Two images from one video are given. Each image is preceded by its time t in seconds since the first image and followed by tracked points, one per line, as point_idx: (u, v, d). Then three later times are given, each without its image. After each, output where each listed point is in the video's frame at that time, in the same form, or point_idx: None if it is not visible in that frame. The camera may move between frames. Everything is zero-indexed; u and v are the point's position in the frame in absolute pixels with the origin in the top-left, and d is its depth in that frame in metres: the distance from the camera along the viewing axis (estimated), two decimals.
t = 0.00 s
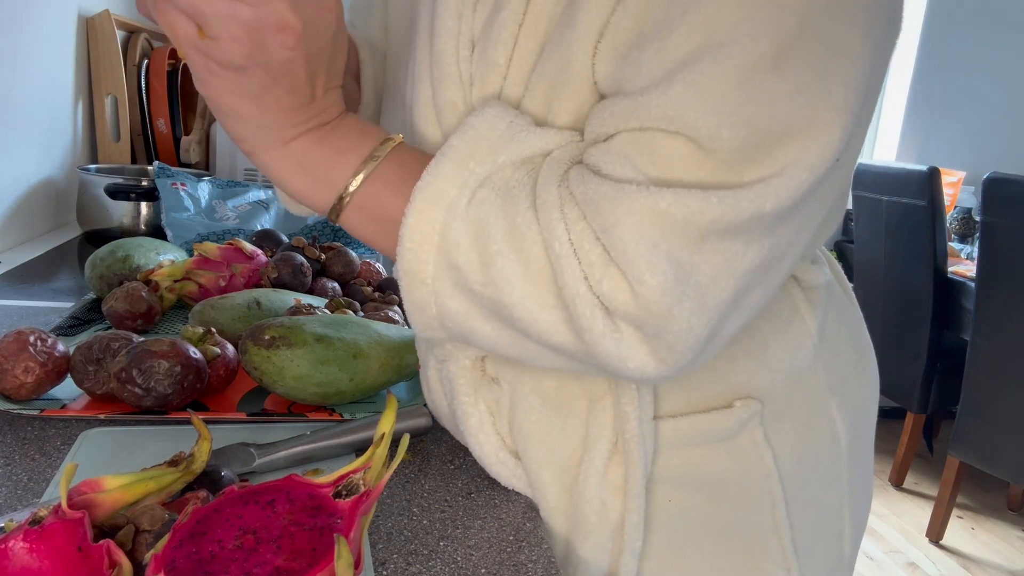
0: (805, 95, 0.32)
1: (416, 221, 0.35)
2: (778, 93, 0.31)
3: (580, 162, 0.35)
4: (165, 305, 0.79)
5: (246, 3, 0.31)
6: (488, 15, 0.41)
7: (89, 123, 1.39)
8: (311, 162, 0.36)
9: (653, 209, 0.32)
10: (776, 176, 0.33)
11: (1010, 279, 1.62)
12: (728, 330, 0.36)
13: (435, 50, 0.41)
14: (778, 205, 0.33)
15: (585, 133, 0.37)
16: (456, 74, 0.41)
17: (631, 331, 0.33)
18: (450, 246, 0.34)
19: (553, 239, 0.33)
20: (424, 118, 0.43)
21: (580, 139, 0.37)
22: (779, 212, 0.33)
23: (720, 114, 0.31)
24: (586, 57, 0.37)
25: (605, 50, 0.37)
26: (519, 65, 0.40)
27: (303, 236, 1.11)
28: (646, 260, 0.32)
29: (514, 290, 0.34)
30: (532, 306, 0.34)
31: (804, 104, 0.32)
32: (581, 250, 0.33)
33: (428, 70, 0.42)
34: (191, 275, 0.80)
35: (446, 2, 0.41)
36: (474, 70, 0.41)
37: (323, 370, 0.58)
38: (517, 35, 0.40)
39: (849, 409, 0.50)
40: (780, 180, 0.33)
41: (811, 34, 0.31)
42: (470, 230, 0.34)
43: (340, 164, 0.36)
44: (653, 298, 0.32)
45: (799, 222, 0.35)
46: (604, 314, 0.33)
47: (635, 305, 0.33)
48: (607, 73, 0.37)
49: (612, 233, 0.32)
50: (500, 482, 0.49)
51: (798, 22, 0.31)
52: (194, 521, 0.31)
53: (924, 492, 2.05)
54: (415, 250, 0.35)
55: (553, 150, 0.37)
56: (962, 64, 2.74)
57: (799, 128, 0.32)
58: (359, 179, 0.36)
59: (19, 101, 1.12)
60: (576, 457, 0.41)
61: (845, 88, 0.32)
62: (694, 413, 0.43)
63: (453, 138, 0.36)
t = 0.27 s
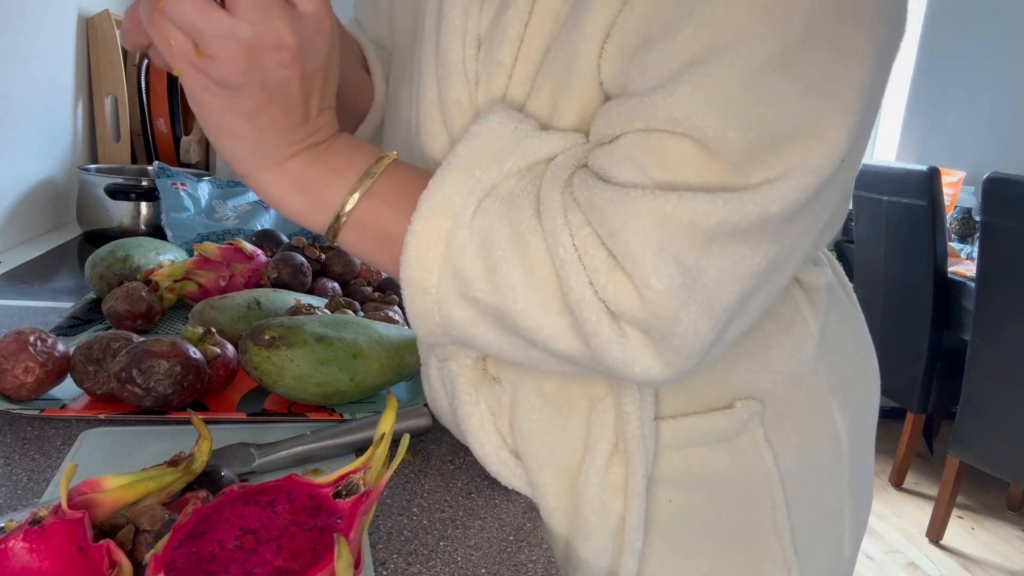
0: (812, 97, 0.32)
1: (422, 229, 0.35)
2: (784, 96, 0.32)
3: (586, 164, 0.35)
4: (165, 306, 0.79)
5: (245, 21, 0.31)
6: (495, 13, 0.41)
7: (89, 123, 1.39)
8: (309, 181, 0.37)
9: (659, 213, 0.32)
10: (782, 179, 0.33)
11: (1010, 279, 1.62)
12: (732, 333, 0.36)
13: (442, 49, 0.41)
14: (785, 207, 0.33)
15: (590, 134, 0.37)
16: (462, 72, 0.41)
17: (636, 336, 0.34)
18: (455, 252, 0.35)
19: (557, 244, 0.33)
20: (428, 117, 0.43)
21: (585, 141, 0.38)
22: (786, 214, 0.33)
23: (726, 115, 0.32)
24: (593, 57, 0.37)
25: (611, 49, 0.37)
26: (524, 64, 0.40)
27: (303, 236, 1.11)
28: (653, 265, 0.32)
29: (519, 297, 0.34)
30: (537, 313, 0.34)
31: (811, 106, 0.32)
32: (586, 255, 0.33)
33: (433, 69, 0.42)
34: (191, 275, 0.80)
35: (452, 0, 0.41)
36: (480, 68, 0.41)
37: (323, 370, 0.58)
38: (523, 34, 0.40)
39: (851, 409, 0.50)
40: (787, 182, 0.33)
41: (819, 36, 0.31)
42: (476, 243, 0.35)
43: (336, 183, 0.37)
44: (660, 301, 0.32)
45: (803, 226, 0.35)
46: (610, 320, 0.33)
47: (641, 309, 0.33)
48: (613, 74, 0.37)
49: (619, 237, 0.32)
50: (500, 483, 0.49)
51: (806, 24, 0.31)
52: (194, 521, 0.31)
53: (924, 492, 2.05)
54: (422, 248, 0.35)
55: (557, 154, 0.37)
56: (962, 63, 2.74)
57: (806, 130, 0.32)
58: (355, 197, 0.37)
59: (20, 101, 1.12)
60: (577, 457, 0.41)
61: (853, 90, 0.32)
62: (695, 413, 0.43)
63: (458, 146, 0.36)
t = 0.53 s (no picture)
0: (824, 97, 0.32)
1: (432, 232, 0.35)
2: (796, 97, 0.32)
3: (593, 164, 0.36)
4: (165, 306, 0.79)
5: (247, 36, 0.31)
6: (501, 13, 0.41)
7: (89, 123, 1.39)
8: (321, 185, 0.37)
9: (671, 216, 0.32)
10: (793, 180, 0.33)
11: (1010, 279, 1.62)
12: (739, 336, 0.36)
13: (448, 48, 0.41)
14: (796, 208, 0.33)
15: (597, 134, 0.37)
16: (469, 70, 0.41)
17: (646, 338, 0.34)
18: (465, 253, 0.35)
19: (566, 248, 0.33)
20: (433, 118, 0.43)
21: (592, 140, 0.38)
22: (797, 215, 0.33)
23: (737, 116, 0.32)
24: (601, 57, 0.37)
25: (619, 50, 0.37)
26: (530, 65, 0.40)
27: (303, 236, 1.11)
28: (664, 269, 0.32)
29: (529, 300, 0.34)
30: (547, 315, 0.34)
31: (822, 106, 0.32)
32: (595, 259, 0.33)
33: (438, 69, 0.42)
34: (191, 275, 0.80)
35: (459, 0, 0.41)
36: (486, 67, 0.41)
37: (323, 370, 0.58)
38: (530, 34, 0.40)
39: (852, 409, 0.50)
40: (798, 183, 0.33)
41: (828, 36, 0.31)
42: (486, 244, 0.35)
43: (349, 187, 0.38)
44: (669, 304, 0.32)
45: (813, 227, 0.36)
46: (618, 322, 0.34)
47: (650, 311, 0.33)
48: (621, 73, 0.37)
49: (629, 240, 0.32)
50: (500, 483, 0.49)
51: (816, 24, 0.31)
52: (194, 521, 0.31)
53: (924, 493, 2.05)
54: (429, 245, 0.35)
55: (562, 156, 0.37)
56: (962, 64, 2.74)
57: (817, 131, 0.32)
58: (367, 201, 0.38)
59: (20, 101, 1.12)
60: (579, 457, 0.41)
61: (861, 90, 0.32)
62: (696, 414, 0.43)
63: (466, 150, 0.36)
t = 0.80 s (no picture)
0: (828, 97, 0.32)
1: (440, 218, 0.35)
2: (800, 95, 0.32)
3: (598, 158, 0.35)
4: (166, 305, 0.79)
5: (247, 35, 0.31)
6: (502, 12, 0.41)
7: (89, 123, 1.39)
8: (339, 161, 0.37)
9: (676, 211, 0.32)
10: (797, 178, 0.33)
11: (1010, 279, 1.62)
12: (741, 335, 0.36)
13: (449, 47, 0.41)
14: (799, 207, 0.33)
15: (600, 132, 0.37)
16: (472, 69, 0.41)
17: (648, 331, 0.34)
18: (470, 241, 0.35)
19: (569, 239, 0.33)
20: (436, 117, 0.43)
21: (595, 137, 0.38)
22: (801, 213, 0.33)
23: (741, 114, 0.32)
24: (603, 57, 0.37)
25: (622, 49, 0.37)
26: (532, 65, 0.40)
27: (303, 236, 1.11)
28: (666, 261, 0.32)
29: (532, 288, 0.34)
30: (550, 306, 0.34)
31: (826, 105, 0.32)
32: (598, 251, 0.33)
33: (441, 68, 0.42)
34: (191, 275, 0.80)
35: None
36: (489, 65, 0.41)
37: (323, 370, 0.58)
38: (532, 33, 0.40)
39: (852, 408, 0.50)
40: (801, 182, 0.33)
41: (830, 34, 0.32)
42: (491, 229, 0.35)
43: (366, 162, 0.37)
44: (672, 302, 0.32)
45: (818, 226, 0.36)
46: (620, 314, 0.33)
47: (652, 304, 0.33)
48: (625, 71, 0.37)
49: (634, 234, 0.32)
50: (500, 483, 0.49)
51: (819, 22, 0.31)
52: (194, 522, 0.31)
53: (924, 493, 2.05)
54: (433, 241, 0.35)
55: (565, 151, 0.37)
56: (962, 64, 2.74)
57: (821, 131, 0.32)
58: (388, 170, 0.37)
59: (20, 101, 1.12)
60: (580, 456, 0.41)
61: (862, 90, 0.32)
62: (697, 414, 0.43)
63: (474, 133, 0.36)
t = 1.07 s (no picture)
0: (823, 90, 0.32)
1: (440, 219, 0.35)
2: (794, 88, 0.32)
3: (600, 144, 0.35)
4: (166, 305, 0.79)
5: None
6: (497, 11, 0.41)
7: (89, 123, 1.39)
8: (366, 112, 0.37)
9: (671, 193, 0.32)
10: (793, 173, 0.33)
11: (1010, 279, 1.62)
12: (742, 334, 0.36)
13: (445, 47, 0.41)
14: (796, 200, 0.33)
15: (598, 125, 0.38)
16: (468, 66, 0.41)
17: (641, 314, 0.33)
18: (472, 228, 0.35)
19: (569, 213, 0.33)
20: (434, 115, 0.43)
21: (593, 129, 0.38)
22: (796, 207, 0.33)
23: (735, 110, 0.32)
24: (598, 56, 0.38)
25: (616, 49, 0.37)
26: (529, 63, 0.40)
27: (303, 236, 1.11)
28: (658, 242, 0.32)
29: (531, 278, 0.34)
30: (554, 295, 0.34)
31: (823, 98, 0.32)
32: (598, 227, 0.33)
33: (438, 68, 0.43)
34: (191, 275, 0.80)
35: None
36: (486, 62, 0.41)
37: (323, 370, 0.58)
38: (527, 32, 0.40)
39: (852, 408, 0.50)
40: (799, 175, 0.33)
41: (823, 31, 0.32)
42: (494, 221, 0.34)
43: (390, 114, 0.37)
44: (672, 301, 0.32)
45: (816, 220, 0.36)
46: (614, 296, 0.33)
47: (645, 286, 0.32)
48: (620, 70, 0.37)
49: (628, 213, 0.32)
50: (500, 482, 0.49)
51: (812, 18, 0.32)
52: (194, 522, 0.31)
53: (924, 492, 2.05)
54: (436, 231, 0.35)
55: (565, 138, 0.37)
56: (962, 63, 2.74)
57: (818, 125, 0.32)
58: (410, 125, 0.37)
59: (20, 101, 1.12)
60: (580, 456, 0.41)
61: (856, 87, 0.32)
62: (696, 413, 0.43)
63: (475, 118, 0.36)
